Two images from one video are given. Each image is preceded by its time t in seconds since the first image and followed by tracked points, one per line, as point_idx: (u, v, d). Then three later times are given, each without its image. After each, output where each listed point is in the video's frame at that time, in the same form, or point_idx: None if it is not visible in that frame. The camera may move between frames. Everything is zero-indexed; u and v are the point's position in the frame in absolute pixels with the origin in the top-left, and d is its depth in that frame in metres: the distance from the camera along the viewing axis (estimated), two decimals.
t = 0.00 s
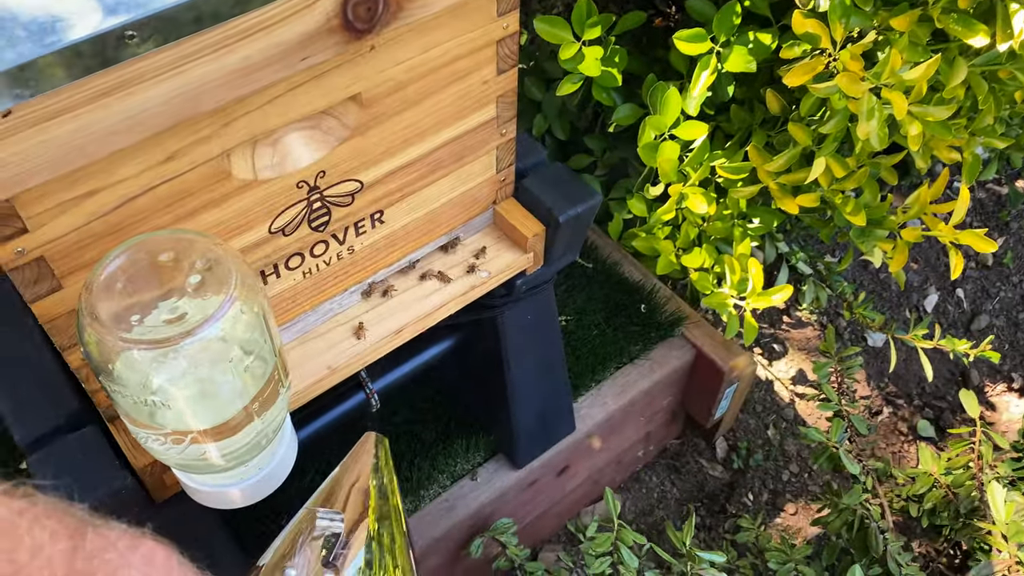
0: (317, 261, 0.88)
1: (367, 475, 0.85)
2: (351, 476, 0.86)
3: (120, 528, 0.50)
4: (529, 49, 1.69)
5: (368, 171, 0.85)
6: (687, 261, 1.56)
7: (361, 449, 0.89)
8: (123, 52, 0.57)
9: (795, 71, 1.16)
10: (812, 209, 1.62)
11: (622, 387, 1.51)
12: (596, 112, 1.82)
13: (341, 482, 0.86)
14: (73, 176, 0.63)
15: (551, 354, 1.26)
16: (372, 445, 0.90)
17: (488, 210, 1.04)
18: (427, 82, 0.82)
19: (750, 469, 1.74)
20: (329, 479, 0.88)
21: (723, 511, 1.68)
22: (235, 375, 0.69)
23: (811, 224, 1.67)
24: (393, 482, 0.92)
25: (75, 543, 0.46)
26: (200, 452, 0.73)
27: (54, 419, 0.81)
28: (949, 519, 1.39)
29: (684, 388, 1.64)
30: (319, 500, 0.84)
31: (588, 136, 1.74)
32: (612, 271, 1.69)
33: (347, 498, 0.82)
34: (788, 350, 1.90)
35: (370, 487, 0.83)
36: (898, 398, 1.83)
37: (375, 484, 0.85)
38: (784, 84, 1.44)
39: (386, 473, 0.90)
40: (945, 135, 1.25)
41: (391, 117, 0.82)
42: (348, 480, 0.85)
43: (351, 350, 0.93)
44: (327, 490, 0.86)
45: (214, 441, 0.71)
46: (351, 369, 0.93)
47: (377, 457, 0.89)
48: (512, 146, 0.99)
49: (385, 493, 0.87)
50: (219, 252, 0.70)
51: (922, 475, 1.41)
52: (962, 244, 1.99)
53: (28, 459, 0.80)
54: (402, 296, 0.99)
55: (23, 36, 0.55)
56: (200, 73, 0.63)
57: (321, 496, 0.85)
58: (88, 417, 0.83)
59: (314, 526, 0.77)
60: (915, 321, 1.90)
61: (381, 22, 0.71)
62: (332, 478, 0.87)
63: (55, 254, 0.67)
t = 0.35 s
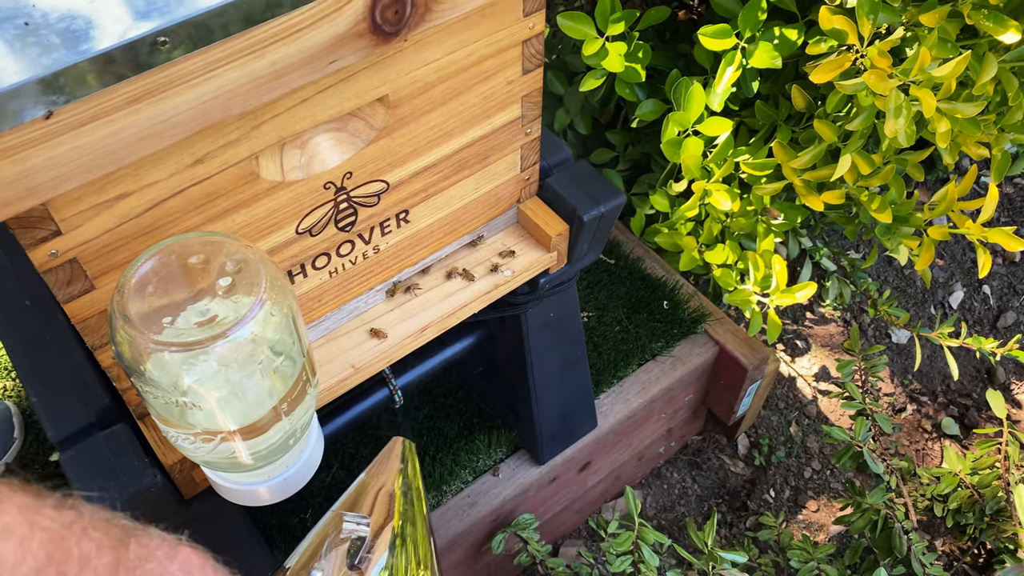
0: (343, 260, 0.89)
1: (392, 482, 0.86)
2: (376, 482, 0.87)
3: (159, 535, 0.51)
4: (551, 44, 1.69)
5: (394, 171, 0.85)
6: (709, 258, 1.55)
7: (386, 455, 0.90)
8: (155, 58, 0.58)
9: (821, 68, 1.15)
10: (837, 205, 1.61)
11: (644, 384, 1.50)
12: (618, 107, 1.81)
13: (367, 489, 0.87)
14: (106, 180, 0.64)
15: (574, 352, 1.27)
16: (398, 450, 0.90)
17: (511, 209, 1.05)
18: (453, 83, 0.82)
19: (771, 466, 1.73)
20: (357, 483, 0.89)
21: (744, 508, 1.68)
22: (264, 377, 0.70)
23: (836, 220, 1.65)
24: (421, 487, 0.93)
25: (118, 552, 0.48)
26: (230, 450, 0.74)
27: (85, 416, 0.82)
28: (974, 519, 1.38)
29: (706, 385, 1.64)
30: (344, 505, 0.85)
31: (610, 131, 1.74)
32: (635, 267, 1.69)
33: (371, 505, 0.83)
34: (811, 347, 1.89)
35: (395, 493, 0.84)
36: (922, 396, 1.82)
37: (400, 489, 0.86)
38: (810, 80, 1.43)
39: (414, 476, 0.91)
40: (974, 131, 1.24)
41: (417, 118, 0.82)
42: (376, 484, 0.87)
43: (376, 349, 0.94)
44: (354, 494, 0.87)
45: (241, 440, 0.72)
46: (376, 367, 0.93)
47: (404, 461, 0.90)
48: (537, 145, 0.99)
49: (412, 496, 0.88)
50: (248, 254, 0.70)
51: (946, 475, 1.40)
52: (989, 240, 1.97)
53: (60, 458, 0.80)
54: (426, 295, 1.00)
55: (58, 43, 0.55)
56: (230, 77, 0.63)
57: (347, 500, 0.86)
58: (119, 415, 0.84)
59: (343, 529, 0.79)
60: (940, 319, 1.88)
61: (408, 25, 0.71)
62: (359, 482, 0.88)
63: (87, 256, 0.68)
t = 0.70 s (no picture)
0: (371, 259, 0.92)
1: (414, 477, 0.90)
2: (401, 476, 0.91)
3: (206, 523, 0.53)
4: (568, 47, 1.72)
5: (421, 172, 0.88)
6: (724, 258, 1.58)
7: (410, 452, 0.94)
8: (202, 63, 0.61)
9: (837, 72, 1.17)
10: (851, 207, 1.63)
11: (658, 383, 1.52)
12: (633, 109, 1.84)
13: (389, 483, 0.90)
14: (152, 180, 0.67)
15: (591, 349, 1.29)
16: (421, 448, 0.94)
17: (533, 209, 1.07)
18: (479, 88, 0.85)
19: (784, 465, 1.76)
20: (380, 477, 0.92)
21: (757, 506, 1.70)
22: (300, 370, 0.73)
23: (850, 222, 1.67)
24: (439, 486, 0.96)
25: (172, 539, 0.49)
26: (266, 440, 0.76)
27: (123, 407, 0.85)
28: (985, 517, 1.40)
29: (720, 384, 1.66)
30: (370, 495, 0.89)
31: (626, 133, 1.76)
32: (650, 267, 1.72)
33: (397, 497, 0.87)
34: (824, 347, 1.90)
35: (417, 488, 0.88)
36: (934, 397, 1.83)
37: (422, 486, 0.90)
38: (824, 83, 1.45)
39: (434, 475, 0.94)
40: (986, 135, 1.26)
41: (445, 121, 0.85)
42: (397, 479, 0.90)
43: (401, 344, 0.97)
44: (379, 486, 0.90)
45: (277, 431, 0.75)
46: (401, 362, 0.96)
47: (425, 459, 0.94)
48: (558, 147, 1.02)
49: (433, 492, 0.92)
50: (285, 251, 0.73)
51: (958, 473, 1.41)
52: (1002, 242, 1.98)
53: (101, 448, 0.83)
54: (450, 292, 1.02)
55: (112, 50, 0.59)
56: (272, 82, 0.66)
57: (373, 491, 0.90)
58: (156, 406, 0.86)
59: (365, 521, 0.81)
60: (953, 320, 1.89)
61: (439, 31, 0.74)
62: (383, 475, 0.92)
63: (131, 252, 0.71)
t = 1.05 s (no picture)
0: (386, 261, 0.95)
1: (423, 485, 0.92)
2: (410, 482, 0.93)
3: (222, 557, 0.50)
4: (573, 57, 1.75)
5: (436, 177, 0.91)
6: (726, 264, 1.60)
7: (419, 459, 0.96)
8: (232, 72, 0.64)
9: (837, 81, 1.20)
10: (851, 214, 1.66)
11: (662, 386, 1.55)
12: (637, 117, 1.87)
13: (400, 488, 0.92)
14: (182, 183, 0.70)
15: (597, 352, 1.32)
16: (430, 457, 0.96)
17: (542, 214, 1.10)
18: (492, 96, 0.88)
19: (785, 467, 1.78)
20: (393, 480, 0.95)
21: (759, 508, 1.73)
22: (323, 369, 0.76)
23: (850, 229, 1.70)
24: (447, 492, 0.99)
25: None
26: (287, 435, 0.79)
27: (147, 404, 0.87)
28: (983, 518, 1.42)
29: (722, 387, 1.69)
30: (381, 499, 0.91)
31: (630, 141, 1.79)
32: (653, 272, 1.75)
33: (401, 507, 0.88)
34: (825, 352, 1.93)
35: (425, 499, 0.90)
36: (933, 401, 1.86)
37: (429, 496, 0.92)
38: (825, 93, 1.48)
39: (440, 483, 0.96)
40: (983, 143, 1.29)
41: (459, 127, 0.88)
42: (407, 485, 0.92)
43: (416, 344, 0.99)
44: (391, 489, 0.93)
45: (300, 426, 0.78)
46: (414, 361, 0.99)
47: (432, 467, 0.96)
48: (567, 153, 1.05)
49: (438, 501, 0.94)
50: (309, 253, 0.76)
51: (957, 474, 1.44)
52: (999, 249, 2.01)
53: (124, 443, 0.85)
54: (461, 295, 1.05)
55: (147, 54, 0.61)
56: (298, 90, 0.69)
57: (385, 494, 0.92)
58: (178, 404, 0.89)
59: (372, 531, 0.82)
60: (951, 325, 1.92)
61: (456, 41, 0.77)
62: (396, 478, 0.94)
63: (159, 253, 0.73)
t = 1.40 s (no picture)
0: (396, 269, 0.97)
1: (436, 490, 0.94)
2: (424, 486, 0.95)
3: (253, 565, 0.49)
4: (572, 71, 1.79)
5: (444, 188, 0.93)
6: (724, 273, 1.63)
7: (433, 465, 0.97)
8: (254, 85, 0.66)
9: (832, 95, 1.24)
10: (845, 225, 1.69)
11: (662, 393, 1.58)
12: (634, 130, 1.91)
13: (414, 494, 0.94)
14: (202, 192, 0.72)
15: (598, 359, 1.34)
16: (443, 462, 0.97)
17: (545, 224, 1.13)
18: (500, 109, 0.91)
19: (782, 474, 1.81)
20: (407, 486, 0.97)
21: (756, 514, 1.75)
22: (338, 376, 0.78)
23: (844, 239, 1.74)
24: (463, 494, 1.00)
25: None
26: (302, 436, 0.81)
27: (162, 409, 0.89)
28: (978, 522, 1.45)
29: (720, 395, 1.72)
30: (396, 504, 0.93)
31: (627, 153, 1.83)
32: (652, 281, 1.77)
33: (418, 511, 0.90)
34: (820, 360, 1.96)
35: (438, 504, 0.91)
36: (927, 409, 1.89)
37: (444, 499, 0.93)
38: (819, 106, 1.52)
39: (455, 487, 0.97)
40: (974, 155, 1.32)
41: (468, 139, 0.91)
42: (421, 491, 0.94)
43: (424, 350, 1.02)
44: (406, 493, 0.95)
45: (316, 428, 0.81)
46: (422, 368, 1.01)
47: (447, 472, 0.97)
48: (570, 165, 1.08)
49: (453, 505, 0.95)
50: (325, 260, 0.78)
51: (951, 479, 1.47)
52: (990, 259, 2.05)
53: (140, 447, 0.87)
54: (468, 303, 1.07)
55: (177, 74, 0.64)
56: (316, 103, 0.71)
57: (400, 498, 0.94)
58: (192, 408, 0.91)
59: (387, 536, 0.86)
60: (944, 334, 1.95)
61: (467, 57, 0.79)
62: (410, 483, 0.96)
63: (180, 260, 0.76)
